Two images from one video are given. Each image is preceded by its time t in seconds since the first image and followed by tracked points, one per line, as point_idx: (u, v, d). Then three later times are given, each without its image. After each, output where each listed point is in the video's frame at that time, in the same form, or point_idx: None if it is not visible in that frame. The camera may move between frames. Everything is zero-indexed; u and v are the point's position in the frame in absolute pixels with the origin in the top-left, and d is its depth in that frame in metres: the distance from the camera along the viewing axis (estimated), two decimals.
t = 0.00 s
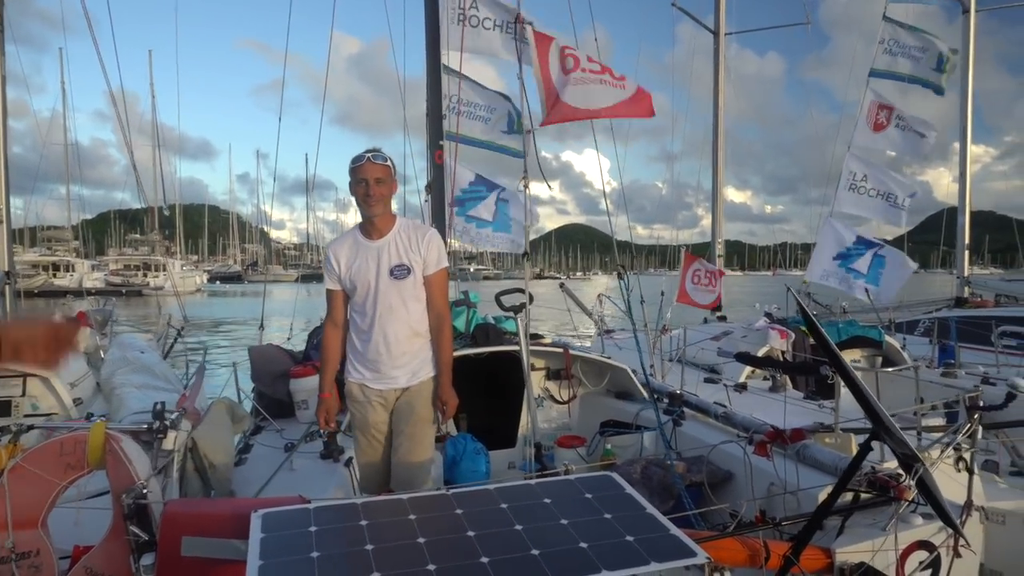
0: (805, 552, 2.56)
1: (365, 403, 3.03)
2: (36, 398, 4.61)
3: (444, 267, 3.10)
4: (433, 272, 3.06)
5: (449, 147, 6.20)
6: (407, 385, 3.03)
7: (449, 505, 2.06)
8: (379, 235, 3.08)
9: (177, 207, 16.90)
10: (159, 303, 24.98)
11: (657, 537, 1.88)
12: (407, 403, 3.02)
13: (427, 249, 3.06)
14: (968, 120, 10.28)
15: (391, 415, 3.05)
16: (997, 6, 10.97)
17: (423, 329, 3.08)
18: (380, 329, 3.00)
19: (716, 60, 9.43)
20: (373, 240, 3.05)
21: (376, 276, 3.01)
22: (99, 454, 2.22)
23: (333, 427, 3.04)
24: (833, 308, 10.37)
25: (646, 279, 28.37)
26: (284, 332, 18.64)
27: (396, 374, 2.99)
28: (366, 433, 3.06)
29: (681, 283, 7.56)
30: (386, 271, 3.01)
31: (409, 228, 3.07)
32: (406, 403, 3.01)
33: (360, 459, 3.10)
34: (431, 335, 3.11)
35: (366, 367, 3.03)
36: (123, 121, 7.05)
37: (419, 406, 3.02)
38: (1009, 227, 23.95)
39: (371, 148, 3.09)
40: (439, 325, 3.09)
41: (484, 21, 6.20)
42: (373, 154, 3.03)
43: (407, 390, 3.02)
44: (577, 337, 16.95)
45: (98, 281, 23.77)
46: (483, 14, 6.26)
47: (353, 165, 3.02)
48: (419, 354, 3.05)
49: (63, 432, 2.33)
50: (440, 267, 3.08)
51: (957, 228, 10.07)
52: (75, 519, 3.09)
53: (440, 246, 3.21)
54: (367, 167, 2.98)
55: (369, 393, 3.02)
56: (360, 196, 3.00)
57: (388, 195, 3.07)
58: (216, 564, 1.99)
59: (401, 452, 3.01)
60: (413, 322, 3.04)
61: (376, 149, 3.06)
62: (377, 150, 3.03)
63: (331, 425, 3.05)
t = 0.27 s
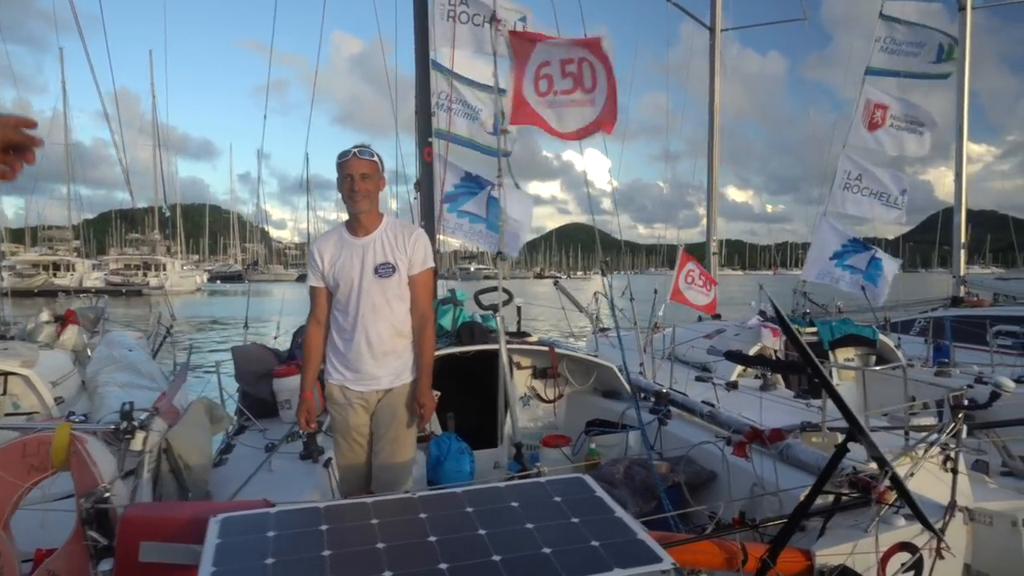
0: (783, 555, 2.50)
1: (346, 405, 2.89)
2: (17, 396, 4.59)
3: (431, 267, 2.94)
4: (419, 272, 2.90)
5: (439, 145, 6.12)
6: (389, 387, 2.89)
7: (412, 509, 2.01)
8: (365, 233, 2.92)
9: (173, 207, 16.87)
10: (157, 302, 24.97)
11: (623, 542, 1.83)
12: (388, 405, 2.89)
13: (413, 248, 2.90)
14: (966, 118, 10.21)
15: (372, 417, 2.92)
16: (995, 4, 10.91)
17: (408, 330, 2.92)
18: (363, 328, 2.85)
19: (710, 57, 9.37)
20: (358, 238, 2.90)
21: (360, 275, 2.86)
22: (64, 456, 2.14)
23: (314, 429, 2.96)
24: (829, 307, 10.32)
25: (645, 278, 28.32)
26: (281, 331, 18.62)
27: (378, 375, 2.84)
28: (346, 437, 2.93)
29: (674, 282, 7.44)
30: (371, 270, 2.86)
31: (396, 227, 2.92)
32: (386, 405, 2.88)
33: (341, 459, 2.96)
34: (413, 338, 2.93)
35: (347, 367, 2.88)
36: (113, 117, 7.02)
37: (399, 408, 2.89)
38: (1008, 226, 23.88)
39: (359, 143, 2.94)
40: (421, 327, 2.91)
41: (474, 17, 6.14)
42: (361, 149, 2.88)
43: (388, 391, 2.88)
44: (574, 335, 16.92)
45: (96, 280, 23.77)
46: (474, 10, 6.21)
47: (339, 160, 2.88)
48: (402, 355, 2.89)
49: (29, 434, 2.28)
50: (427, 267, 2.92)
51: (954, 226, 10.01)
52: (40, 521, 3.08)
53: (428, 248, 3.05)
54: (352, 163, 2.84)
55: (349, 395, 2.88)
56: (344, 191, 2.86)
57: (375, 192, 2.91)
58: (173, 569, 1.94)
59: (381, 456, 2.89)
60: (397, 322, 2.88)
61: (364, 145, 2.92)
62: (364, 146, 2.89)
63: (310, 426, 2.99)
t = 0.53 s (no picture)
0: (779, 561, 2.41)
1: (340, 410, 2.79)
2: (22, 395, 4.64)
3: (425, 271, 2.86)
4: (412, 276, 2.82)
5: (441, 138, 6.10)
6: (382, 391, 2.81)
7: (385, 514, 1.97)
8: (358, 234, 2.83)
9: (192, 209, 17.08)
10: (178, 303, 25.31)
11: (597, 552, 1.80)
12: (382, 410, 2.82)
13: (407, 252, 2.82)
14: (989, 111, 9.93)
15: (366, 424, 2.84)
16: None
17: (401, 334, 2.85)
18: (355, 331, 2.77)
19: (722, 51, 9.21)
20: (350, 239, 2.81)
21: (352, 277, 2.77)
22: (43, 456, 2.09)
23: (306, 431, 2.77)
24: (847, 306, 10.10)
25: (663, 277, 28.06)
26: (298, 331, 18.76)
27: (371, 378, 2.77)
28: (333, 441, 2.81)
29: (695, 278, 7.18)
30: (364, 271, 2.77)
31: (389, 229, 2.84)
32: (380, 409, 2.82)
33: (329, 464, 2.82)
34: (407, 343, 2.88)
35: (339, 369, 2.80)
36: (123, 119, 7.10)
37: (394, 412, 2.83)
38: None
39: (353, 143, 2.86)
40: (415, 333, 2.86)
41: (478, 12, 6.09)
42: (355, 148, 2.80)
43: (382, 395, 2.81)
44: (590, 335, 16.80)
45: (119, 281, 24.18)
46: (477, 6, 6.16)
47: (332, 159, 2.79)
48: (395, 357, 2.83)
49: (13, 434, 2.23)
50: (421, 271, 2.84)
51: (977, 222, 9.74)
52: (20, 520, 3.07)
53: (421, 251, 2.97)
54: (345, 162, 2.75)
55: (342, 400, 2.78)
56: (337, 191, 2.77)
57: (369, 192, 2.82)
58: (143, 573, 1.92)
59: (375, 460, 2.84)
60: (390, 326, 2.80)
61: (358, 144, 2.84)
62: (358, 145, 2.81)
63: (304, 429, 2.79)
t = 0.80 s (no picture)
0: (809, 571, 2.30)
1: (361, 410, 2.81)
2: (77, 390, 4.86)
3: (449, 271, 2.88)
4: (437, 276, 2.84)
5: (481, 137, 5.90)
6: (404, 390, 2.83)
7: (395, 516, 2.01)
8: (383, 232, 2.86)
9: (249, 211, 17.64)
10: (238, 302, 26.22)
11: (605, 558, 1.77)
12: (404, 408, 2.84)
13: (431, 251, 2.84)
14: None
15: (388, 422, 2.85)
16: None
17: (424, 334, 2.87)
18: (377, 328, 2.78)
19: (772, 42, 8.93)
20: (376, 237, 2.84)
21: (376, 274, 2.79)
22: (73, 449, 2.18)
23: (326, 432, 2.86)
24: (909, 305, 9.63)
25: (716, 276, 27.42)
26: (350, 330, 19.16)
27: (391, 377, 2.78)
28: (349, 441, 2.81)
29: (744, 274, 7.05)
30: (388, 269, 2.79)
31: (415, 228, 2.87)
32: (402, 408, 2.83)
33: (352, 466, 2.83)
34: (433, 341, 2.92)
35: (360, 367, 2.82)
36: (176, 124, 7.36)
37: (417, 412, 2.84)
38: None
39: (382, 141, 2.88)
40: (440, 333, 2.88)
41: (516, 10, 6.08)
42: (384, 146, 2.82)
43: (404, 395, 2.83)
44: (638, 335, 16.56)
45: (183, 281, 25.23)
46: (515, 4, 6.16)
47: (360, 156, 2.81)
48: (417, 356, 2.83)
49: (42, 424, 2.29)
50: (445, 271, 2.86)
51: None
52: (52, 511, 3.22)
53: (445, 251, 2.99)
54: (374, 160, 2.78)
55: (364, 401, 2.79)
56: (364, 188, 2.79)
57: (396, 190, 2.84)
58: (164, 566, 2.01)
59: (397, 459, 2.85)
60: (413, 325, 2.82)
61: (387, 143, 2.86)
62: (388, 143, 2.84)
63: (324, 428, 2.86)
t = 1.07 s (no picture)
0: None
1: (364, 407, 2.79)
2: (105, 386, 4.96)
3: (455, 265, 2.89)
4: (443, 270, 2.85)
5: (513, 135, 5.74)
6: (408, 387, 2.82)
7: (391, 516, 1.97)
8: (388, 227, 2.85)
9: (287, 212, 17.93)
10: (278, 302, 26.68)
11: (603, 564, 1.69)
12: (408, 406, 2.83)
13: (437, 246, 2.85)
14: None
15: (392, 421, 2.85)
16: None
17: (430, 329, 2.87)
18: (384, 325, 2.78)
19: (810, 35, 8.66)
20: (381, 231, 2.83)
21: (383, 270, 2.78)
22: (79, 442, 2.23)
23: (331, 429, 2.85)
24: (957, 306, 9.23)
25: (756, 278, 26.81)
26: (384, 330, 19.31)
27: (396, 375, 2.77)
28: (353, 439, 2.82)
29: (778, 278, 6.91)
30: (394, 265, 2.78)
31: (420, 222, 2.87)
32: (406, 407, 2.82)
33: (354, 463, 2.81)
34: (440, 337, 2.92)
35: (366, 364, 2.81)
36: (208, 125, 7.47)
37: (422, 410, 2.83)
38: None
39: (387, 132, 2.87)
40: (446, 328, 2.90)
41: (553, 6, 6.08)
42: (391, 138, 2.81)
43: (408, 393, 2.82)
44: (675, 336, 16.25)
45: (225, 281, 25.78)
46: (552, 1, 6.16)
47: (367, 149, 2.79)
48: (424, 352, 2.84)
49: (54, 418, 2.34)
50: (452, 266, 2.88)
51: None
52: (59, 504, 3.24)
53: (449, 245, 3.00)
54: (383, 153, 2.77)
55: (370, 397, 2.80)
56: (372, 182, 2.77)
57: (404, 185, 2.84)
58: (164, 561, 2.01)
59: (403, 455, 2.85)
60: (419, 321, 2.81)
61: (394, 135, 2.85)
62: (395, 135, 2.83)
63: (328, 426, 2.88)
